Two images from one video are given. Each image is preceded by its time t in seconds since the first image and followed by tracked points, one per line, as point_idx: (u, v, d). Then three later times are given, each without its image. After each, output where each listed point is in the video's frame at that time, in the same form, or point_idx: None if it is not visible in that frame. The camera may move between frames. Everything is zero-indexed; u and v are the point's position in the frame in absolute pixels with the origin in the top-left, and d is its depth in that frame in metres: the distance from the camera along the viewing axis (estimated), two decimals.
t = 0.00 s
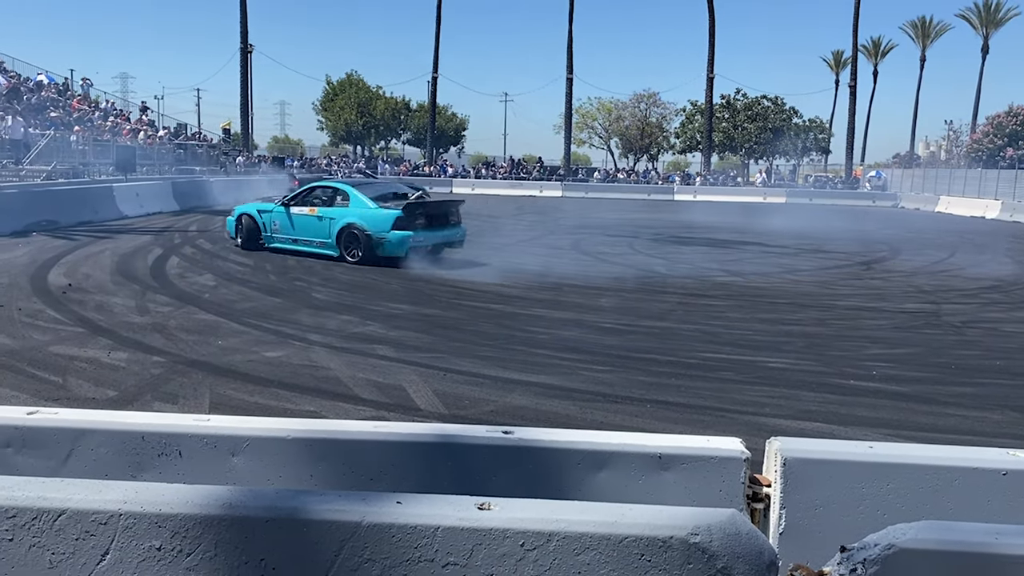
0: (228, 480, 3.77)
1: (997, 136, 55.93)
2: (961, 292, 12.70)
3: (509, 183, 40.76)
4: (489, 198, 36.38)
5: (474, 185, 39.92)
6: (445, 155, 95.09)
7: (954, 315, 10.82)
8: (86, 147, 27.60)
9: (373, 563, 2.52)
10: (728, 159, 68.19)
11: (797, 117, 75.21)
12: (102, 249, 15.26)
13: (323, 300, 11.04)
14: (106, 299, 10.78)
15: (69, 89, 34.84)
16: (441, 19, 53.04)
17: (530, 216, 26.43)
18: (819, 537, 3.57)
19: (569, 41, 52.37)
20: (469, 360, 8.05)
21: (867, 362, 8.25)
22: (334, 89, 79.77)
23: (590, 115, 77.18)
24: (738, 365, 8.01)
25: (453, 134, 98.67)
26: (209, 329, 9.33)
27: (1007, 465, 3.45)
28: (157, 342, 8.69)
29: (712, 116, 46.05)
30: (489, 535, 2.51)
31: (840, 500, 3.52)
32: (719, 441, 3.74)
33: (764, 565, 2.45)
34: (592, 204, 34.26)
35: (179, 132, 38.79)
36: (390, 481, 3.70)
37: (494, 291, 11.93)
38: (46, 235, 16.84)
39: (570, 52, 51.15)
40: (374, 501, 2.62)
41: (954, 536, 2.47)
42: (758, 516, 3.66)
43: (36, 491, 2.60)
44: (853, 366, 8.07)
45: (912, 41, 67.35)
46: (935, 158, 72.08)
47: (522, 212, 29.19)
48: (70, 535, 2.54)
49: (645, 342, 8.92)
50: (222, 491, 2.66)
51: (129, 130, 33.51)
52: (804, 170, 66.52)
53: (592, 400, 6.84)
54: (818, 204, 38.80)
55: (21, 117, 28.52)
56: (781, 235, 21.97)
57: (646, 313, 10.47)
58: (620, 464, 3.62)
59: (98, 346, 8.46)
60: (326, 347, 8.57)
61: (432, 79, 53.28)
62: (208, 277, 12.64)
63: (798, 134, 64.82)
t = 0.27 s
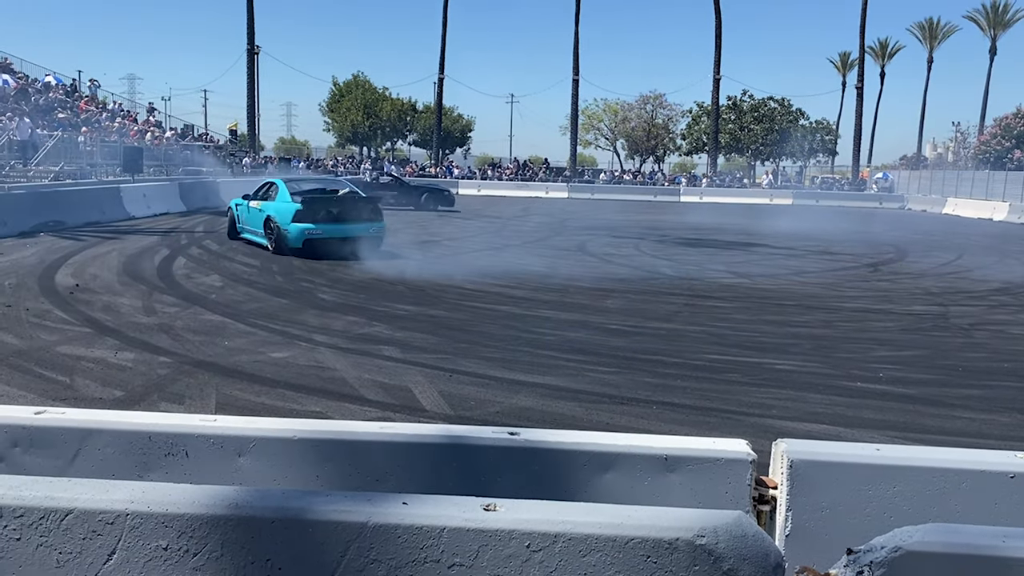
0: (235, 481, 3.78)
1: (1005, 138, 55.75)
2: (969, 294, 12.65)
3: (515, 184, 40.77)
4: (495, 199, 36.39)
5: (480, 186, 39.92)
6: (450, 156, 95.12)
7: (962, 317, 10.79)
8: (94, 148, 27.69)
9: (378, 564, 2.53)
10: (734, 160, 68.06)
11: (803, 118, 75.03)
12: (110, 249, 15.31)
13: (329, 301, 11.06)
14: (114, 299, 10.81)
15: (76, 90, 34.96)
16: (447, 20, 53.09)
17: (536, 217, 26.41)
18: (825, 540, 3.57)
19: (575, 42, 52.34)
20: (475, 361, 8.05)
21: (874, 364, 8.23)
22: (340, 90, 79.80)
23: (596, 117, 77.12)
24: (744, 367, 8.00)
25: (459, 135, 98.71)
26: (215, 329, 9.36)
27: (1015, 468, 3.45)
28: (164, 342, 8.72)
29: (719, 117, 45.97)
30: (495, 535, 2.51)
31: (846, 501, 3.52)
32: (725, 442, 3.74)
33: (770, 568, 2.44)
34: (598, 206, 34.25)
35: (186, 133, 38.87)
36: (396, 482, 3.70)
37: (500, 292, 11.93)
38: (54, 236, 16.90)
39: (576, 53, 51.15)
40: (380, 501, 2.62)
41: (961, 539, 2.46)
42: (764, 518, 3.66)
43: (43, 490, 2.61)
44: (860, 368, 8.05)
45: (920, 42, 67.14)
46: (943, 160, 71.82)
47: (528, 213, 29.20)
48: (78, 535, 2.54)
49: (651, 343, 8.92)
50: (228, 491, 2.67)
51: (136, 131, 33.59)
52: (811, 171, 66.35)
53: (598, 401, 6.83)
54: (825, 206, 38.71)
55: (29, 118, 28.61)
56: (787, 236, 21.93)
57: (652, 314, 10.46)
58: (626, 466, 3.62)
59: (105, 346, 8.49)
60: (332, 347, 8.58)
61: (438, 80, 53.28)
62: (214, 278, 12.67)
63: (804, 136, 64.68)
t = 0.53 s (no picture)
0: (242, 481, 3.79)
1: (1012, 140, 55.65)
2: (975, 297, 12.62)
3: (520, 186, 40.77)
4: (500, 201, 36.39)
5: (486, 188, 39.95)
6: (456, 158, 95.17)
7: (969, 319, 10.76)
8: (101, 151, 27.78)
9: (386, 565, 2.53)
10: (740, 162, 67.95)
11: (810, 120, 74.85)
12: (117, 251, 15.35)
13: (336, 303, 11.09)
14: (120, 301, 10.85)
15: (84, 92, 35.09)
16: (453, 22, 53.17)
17: (541, 219, 26.41)
18: (831, 543, 3.57)
19: (581, 44, 52.36)
20: (480, 363, 8.06)
21: (880, 366, 8.21)
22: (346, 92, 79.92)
23: (602, 119, 77.10)
24: (750, 369, 8.00)
25: (465, 137, 98.76)
26: (222, 331, 9.38)
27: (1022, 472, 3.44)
28: (170, 343, 8.75)
29: (725, 119, 45.87)
30: (501, 537, 2.51)
31: (853, 504, 3.51)
32: (732, 445, 3.74)
33: (777, 571, 2.44)
34: (604, 208, 34.23)
35: (192, 135, 39.01)
36: (403, 484, 3.71)
37: (505, 294, 11.94)
38: (61, 237, 16.96)
39: (582, 56, 51.15)
40: (387, 503, 2.63)
41: (969, 543, 2.45)
42: (770, 521, 3.67)
43: (52, 491, 2.62)
44: (866, 371, 8.03)
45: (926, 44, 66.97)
46: (950, 162, 71.60)
47: (533, 215, 29.20)
48: (85, 535, 2.56)
49: (657, 345, 8.91)
50: (235, 492, 2.68)
51: (143, 133, 33.72)
52: (817, 173, 66.21)
53: (604, 403, 6.83)
54: (831, 208, 38.63)
55: (37, 120, 28.70)
56: (794, 239, 21.90)
57: (658, 316, 10.46)
58: (633, 469, 3.62)
59: (112, 347, 8.52)
60: (338, 349, 8.60)
61: (444, 82, 53.35)
62: (221, 280, 12.71)
63: (811, 138, 64.54)
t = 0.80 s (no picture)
0: (249, 484, 3.80)
1: (1019, 143, 55.50)
2: (982, 300, 12.59)
3: (525, 189, 40.79)
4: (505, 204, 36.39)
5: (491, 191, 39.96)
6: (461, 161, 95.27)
7: (976, 323, 10.73)
8: (108, 153, 27.87)
9: (393, 567, 2.54)
10: (745, 165, 67.87)
11: (816, 123, 74.73)
12: (123, 253, 15.40)
13: (341, 305, 11.11)
14: (127, 303, 10.88)
15: (91, 95, 35.24)
16: (459, 25, 53.28)
17: (547, 222, 26.41)
18: (839, 547, 3.56)
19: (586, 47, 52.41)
20: (486, 366, 8.06)
21: (886, 369, 8.20)
22: (352, 95, 80.09)
23: (607, 122, 77.11)
24: (756, 373, 7.99)
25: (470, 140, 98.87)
26: (228, 333, 9.41)
27: None
28: (177, 346, 8.77)
29: (730, 122, 45.81)
30: (509, 541, 2.51)
31: (861, 508, 3.51)
32: (739, 448, 3.74)
33: None
34: (609, 210, 34.22)
35: (199, 138, 39.14)
36: (409, 487, 3.72)
37: (511, 296, 11.94)
38: (69, 240, 17.03)
39: (587, 59, 51.17)
40: (395, 506, 2.63)
41: (977, 548, 2.44)
42: (778, 524, 3.66)
43: (60, 493, 2.64)
44: (873, 374, 8.01)
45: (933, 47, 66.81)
46: (956, 165, 71.42)
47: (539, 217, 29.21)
48: (94, 537, 2.57)
49: (663, 348, 8.91)
50: (242, 494, 2.68)
51: (150, 135, 33.85)
52: (823, 176, 66.10)
53: (610, 406, 6.83)
54: (837, 211, 38.56)
55: (44, 123, 28.82)
56: (799, 241, 21.86)
57: (664, 319, 10.45)
58: (639, 472, 3.62)
59: (119, 349, 8.55)
60: (344, 351, 8.61)
61: (449, 85, 53.42)
62: (227, 282, 12.75)
63: (816, 141, 64.44)
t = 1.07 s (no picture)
0: (253, 487, 3.80)
1: None
2: (988, 303, 12.55)
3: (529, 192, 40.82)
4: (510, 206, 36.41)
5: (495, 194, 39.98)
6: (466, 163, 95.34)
7: (982, 326, 10.70)
8: (113, 156, 27.95)
9: (398, 571, 2.53)
10: (750, 168, 67.81)
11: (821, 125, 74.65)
12: (128, 256, 15.42)
13: (346, 308, 11.12)
14: (132, 306, 10.90)
15: (96, 98, 35.34)
16: (463, 29, 53.35)
17: (552, 225, 26.41)
18: (845, 551, 3.55)
19: (591, 50, 52.47)
20: (491, 369, 8.06)
21: (892, 373, 8.17)
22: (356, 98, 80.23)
23: (612, 125, 77.13)
24: (761, 376, 7.97)
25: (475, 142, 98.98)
26: (233, 336, 9.42)
27: None
28: (181, 348, 8.78)
29: (735, 125, 45.80)
30: (513, 545, 2.50)
31: (867, 512, 3.49)
32: (744, 452, 3.73)
33: None
34: (613, 213, 34.21)
35: (204, 141, 39.23)
36: (414, 490, 3.72)
37: (515, 299, 11.94)
38: (74, 242, 17.08)
39: (591, 62, 51.21)
40: (401, 509, 2.63)
41: (983, 553, 2.42)
42: (783, 529, 3.66)
43: (65, 496, 2.64)
44: (878, 378, 7.99)
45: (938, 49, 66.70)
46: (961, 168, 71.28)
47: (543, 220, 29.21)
48: (99, 540, 2.57)
49: (668, 351, 8.89)
50: (246, 498, 2.68)
51: (155, 139, 33.95)
52: (827, 178, 66.03)
53: (614, 409, 6.82)
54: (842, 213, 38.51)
55: (50, 126, 28.93)
56: (804, 244, 21.82)
57: (668, 322, 10.44)
58: (644, 476, 3.62)
59: (124, 352, 8.57)
60: (348, 354, 8.62)
61: (454, 88, 53.49)
62: (231, 285, 12.76)
63: (821, 143, 64.37)
